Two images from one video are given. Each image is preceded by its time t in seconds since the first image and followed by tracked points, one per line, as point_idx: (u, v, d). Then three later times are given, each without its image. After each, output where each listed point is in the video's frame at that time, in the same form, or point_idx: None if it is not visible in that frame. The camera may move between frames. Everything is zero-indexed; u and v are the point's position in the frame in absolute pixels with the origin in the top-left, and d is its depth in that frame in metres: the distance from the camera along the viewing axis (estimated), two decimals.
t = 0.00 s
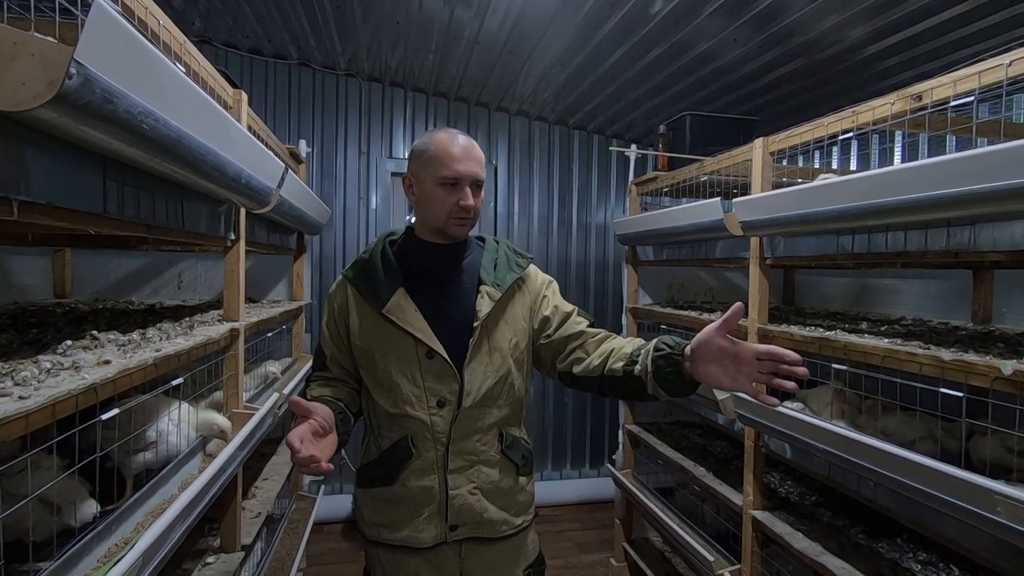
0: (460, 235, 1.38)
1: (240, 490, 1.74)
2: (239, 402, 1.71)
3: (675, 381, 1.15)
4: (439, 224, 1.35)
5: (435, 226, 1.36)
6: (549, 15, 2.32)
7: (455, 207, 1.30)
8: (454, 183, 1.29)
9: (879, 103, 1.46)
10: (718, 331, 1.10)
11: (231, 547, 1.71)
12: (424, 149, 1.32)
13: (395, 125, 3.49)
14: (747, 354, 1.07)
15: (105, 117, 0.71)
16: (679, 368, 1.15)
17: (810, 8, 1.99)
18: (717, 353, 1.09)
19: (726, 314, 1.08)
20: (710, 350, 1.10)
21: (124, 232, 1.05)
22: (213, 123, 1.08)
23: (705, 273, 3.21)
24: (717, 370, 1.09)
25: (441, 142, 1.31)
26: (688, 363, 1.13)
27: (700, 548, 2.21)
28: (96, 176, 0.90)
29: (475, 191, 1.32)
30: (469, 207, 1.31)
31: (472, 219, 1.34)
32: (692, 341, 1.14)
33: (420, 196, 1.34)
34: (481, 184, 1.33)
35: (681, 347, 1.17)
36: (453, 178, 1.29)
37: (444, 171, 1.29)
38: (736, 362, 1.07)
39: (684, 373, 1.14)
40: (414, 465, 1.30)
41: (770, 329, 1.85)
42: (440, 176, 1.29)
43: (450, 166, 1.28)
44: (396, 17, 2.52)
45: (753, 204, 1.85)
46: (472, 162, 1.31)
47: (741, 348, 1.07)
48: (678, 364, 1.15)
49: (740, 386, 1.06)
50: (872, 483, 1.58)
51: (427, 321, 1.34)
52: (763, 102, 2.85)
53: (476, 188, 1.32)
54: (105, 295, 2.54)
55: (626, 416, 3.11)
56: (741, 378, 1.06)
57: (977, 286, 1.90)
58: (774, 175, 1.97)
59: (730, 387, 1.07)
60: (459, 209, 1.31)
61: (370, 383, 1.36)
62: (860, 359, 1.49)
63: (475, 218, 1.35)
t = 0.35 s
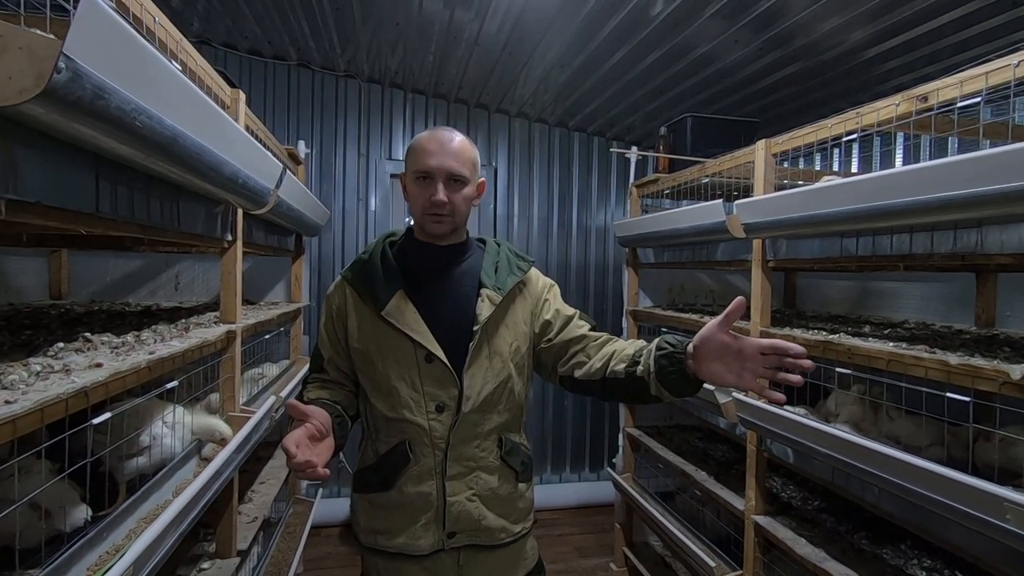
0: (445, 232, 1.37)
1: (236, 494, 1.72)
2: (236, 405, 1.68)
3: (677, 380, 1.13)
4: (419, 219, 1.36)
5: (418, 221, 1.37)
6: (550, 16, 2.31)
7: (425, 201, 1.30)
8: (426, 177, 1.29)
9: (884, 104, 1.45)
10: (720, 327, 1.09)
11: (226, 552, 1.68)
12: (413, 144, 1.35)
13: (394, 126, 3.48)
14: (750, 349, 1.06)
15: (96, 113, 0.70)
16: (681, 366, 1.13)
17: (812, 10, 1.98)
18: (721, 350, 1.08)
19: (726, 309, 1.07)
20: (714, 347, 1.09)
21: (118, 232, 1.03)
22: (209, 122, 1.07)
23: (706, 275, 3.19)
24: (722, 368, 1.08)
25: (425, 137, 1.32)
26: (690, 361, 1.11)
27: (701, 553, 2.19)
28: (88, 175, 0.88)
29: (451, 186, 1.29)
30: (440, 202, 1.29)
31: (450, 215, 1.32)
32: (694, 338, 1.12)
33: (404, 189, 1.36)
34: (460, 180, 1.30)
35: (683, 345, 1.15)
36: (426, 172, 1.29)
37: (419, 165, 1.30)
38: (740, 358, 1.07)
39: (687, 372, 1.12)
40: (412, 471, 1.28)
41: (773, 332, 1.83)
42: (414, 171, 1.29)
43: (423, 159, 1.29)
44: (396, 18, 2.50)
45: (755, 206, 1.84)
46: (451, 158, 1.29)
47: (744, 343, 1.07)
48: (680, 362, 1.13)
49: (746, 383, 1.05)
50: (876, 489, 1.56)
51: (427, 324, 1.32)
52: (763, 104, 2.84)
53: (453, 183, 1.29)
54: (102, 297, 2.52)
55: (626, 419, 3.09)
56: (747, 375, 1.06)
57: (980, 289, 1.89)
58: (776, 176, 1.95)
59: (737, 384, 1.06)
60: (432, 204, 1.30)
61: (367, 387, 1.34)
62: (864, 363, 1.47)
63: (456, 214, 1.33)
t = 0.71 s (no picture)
0: (444, 238, 1.36)
1: (233, 499, 1.70)
2: (232, 409, 1.67)
3: (671, 371, 1.11)
4: (417, 224, 1.35)
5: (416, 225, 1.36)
6: (550, 18, 2.29)
7: (424, 211, 1.29)
8: (424, 186, 1.27)
9: (887, 106, 1.44)
10: (708, 314, 1.08)
11: (223, 558, 1.66)
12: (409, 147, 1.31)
13: (394, 129, 3.47)
14: (739, 334, 1.06)
15: (86, 113, 0.68)
16: (675, 358, 1.11)
17: (812, 12, 1.97)
18: (711, 337, 1.07)
19: (712, 295, 1.07)
20: (704, 335, 1.08)
21: (111, 234, 1.02)
22: (204, 122, 1.05)
23: (706, 278, 3.17)
24: (713, 355, 1.07)
25: (422, 141, 1.28)
26: (682, 351, 1.10)
27: (702, 558, 2.17)
28: (80, 176, 0.86)
29: (450, 195, 1.28)
30: (440, 213, 1.29)
31: (449, 224, 1.32)
32: (683, 327, 1.11)
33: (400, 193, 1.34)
34: (459, 188, 1.28)
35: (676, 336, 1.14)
36: (424, 181, 1.27)
37: (417, 173, 1.27)
38: (731, 344, 1.06)
39: (681, 363, 1.10)
40: (408, 477, 1.27)
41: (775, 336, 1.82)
42: (411, 181, 1.28)
43: (421, 168, 1.26)
44: (396, 20, 2.49)
45: (757, 209, 1.82)
46: (450, 166, 1.27)
47: (732, 327, 1.06)
48: (673, 354, 1.11)
49: (740, 368, 1.05)
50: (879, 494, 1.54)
51: (424, 328, 1.31)
52: (764, 107, 2.83)
53: (452, 192, 1.28)
54: (99, 299, 2.51)
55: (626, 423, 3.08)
56: (739, 360, 1.05)
57: (982, 293, 1.87)
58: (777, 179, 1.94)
59: (730, 370, 1.05)
60: (430, 214, 1.29)
61: (364, 391, 1.32)
62: (867, 367, 1.46)
63: (455, 222, 1.32)
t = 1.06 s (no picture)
0: (444, 233, 1.33)
1: (231, 500, 1.68)
2: (230, 409, 1.65)
3: (682, 398, 1.11)
4: (416, 221, 1.32)
5: (414, 224, 1.33)
6: (551, 16, 2.27)
7: (423, 203, 1.26)
8: (423, 177, 1.25)
9: (896, 101, 1.41)
10: (729, 354, 1.06)
11: (220, 559, 1.64)
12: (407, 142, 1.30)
13: (395, 126, 3.44)
14: (760, 380, 1.02)
15: (73, 105, 0.66)
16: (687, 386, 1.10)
17: (817, 9, 1.94)
18: (729, 376, 1.05)
19: (737, 335, 1.05)
20: (722, 372, 1.06)
21: (104, 232, 1.00)
22: (200, 117, 1.03)
23: (710, 277, 3.14)
24: (728, 395, 1.05)
25: (420, 134, 1.28)
26: (696, 383, 1.09)
27: (705, 560, 2.14)
28: (70, 171, 0.84)
29: (449, 186, 1.26)
30: (439, 204, 1.26)
31: (448, 216, 1.29)
32: (701, 360, 1.10)
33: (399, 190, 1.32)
34: (458, 178, 1.26)
35: (690, 363, 1.13)
36: (423, 172, 1.25)
37: (416, 164, 1.26)
38: (748, 388, 1.03)
39: (693, 394, 1.10)
40: (407, 481, 1.24)
41: (780, 336, 1.79)
42: (410, 173, 1.26)
43: (419, 158, 1.25)
44: (396, 17, 2.46)
45: (761, 207, 1.80)
46: (448, 156, 1.26)
47: (753, 372, 1.02)
48: (686, 381, 1.11)
49: (753, 414, 1.01)
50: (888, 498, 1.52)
51: (423, 329, 1.29)
52: (768, 105, 2.80)
53: (451, 183, 1.26)
54: (97, 298, 2.49)
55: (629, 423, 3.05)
56: (754, 406, 1.02)
57: (990, 293, 1.84)
58: (782, 176, 1.91)
59: (741, 414, 1.02)
60: (430, 206, 1.27)
61: (361, 394, 1.30)
62: (874, 368, 1.44)
63: (455, 214, 1.29)
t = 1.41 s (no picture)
0: (441, 228, 1.29)
1: (226, 502, 1.65)
2: (225, 410, 1.62)
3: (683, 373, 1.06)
4: (412, 221, 1.29)
5: (412, 225, 1.30)
6: (553, 12, 2.23)
7: (414, 197, 1.23)
8: (411, 171, 1.23)
9: (906, 96, 1.38)
10: (717, 312, 1.02)
11: (215, 563, 1.61)
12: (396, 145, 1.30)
13: (396, 124, 3.41)
14: (751, 333, 1.00)
15: (47, 95, 0.63)
16: (686, 359, 1.05)
17: (823, 3, 1.90)
18: (720, 335, 1.02)
19: (718, 292, 1.01)
20: (712, 333, 1.02)
21: (89, 228, 0.97)
22: (190, 112, 1.00)
23: (713, 276, 3.10)
24: (722, 354, 1.02)
25: (405, 132, 1.27)
26: (691, 352, 1.05)
27: (709, 563, 2.11)
28: (51, 165, 0.82)
29: (439, 176, 1.23)
30: (431, 195, 1.23)
31: (441, 207, 1.24)
32: (691, 327, 1.06)
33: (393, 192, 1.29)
34: (447, 168, 1.24)
35: (686, 335, 1.08)
36: (411, 166, 1.23)
37: (403, 160, 1.24)
38: (742, 344, 1.00)
39: (691, 363, 1.05)
40: (405, 486, 1.21)
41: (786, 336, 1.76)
42: (398, 170, 1.24)
43: (405, 153, 1.24)
44: (395, 13, 2.43)
45: (767, 205, 1.76)
46: (434, 146, 1.23)
47: (744, 327, 1.00)
48: (685, 354, 1.06)
49: (750, 368, 1.00)
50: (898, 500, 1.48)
51: (422, 328, 1.25)
52: (772, 102, 2.76)
53: (440, 173, 1.23)
54: (94, 297, 2.46)
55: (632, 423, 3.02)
56: (749, 360, 1.00)
57: (1000, 292, 1.80)
58: (789, 173, 1.88)
59: (742, 371, 1.00)
60: (420, 198, 1.23)
61: (358, 395, 1.27)
62: (883, 368, 1.40)
63: (448, 205, 1.25)
